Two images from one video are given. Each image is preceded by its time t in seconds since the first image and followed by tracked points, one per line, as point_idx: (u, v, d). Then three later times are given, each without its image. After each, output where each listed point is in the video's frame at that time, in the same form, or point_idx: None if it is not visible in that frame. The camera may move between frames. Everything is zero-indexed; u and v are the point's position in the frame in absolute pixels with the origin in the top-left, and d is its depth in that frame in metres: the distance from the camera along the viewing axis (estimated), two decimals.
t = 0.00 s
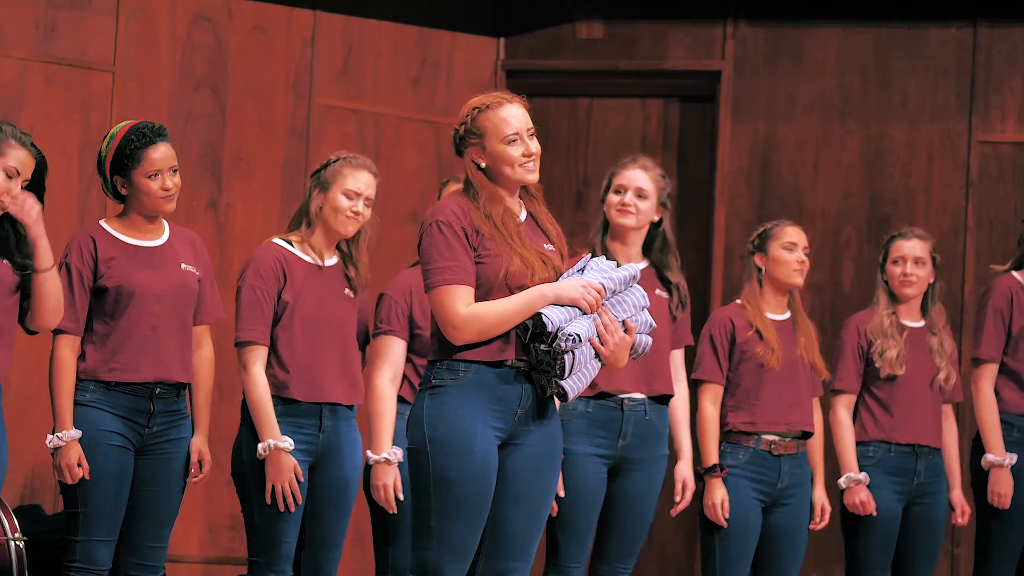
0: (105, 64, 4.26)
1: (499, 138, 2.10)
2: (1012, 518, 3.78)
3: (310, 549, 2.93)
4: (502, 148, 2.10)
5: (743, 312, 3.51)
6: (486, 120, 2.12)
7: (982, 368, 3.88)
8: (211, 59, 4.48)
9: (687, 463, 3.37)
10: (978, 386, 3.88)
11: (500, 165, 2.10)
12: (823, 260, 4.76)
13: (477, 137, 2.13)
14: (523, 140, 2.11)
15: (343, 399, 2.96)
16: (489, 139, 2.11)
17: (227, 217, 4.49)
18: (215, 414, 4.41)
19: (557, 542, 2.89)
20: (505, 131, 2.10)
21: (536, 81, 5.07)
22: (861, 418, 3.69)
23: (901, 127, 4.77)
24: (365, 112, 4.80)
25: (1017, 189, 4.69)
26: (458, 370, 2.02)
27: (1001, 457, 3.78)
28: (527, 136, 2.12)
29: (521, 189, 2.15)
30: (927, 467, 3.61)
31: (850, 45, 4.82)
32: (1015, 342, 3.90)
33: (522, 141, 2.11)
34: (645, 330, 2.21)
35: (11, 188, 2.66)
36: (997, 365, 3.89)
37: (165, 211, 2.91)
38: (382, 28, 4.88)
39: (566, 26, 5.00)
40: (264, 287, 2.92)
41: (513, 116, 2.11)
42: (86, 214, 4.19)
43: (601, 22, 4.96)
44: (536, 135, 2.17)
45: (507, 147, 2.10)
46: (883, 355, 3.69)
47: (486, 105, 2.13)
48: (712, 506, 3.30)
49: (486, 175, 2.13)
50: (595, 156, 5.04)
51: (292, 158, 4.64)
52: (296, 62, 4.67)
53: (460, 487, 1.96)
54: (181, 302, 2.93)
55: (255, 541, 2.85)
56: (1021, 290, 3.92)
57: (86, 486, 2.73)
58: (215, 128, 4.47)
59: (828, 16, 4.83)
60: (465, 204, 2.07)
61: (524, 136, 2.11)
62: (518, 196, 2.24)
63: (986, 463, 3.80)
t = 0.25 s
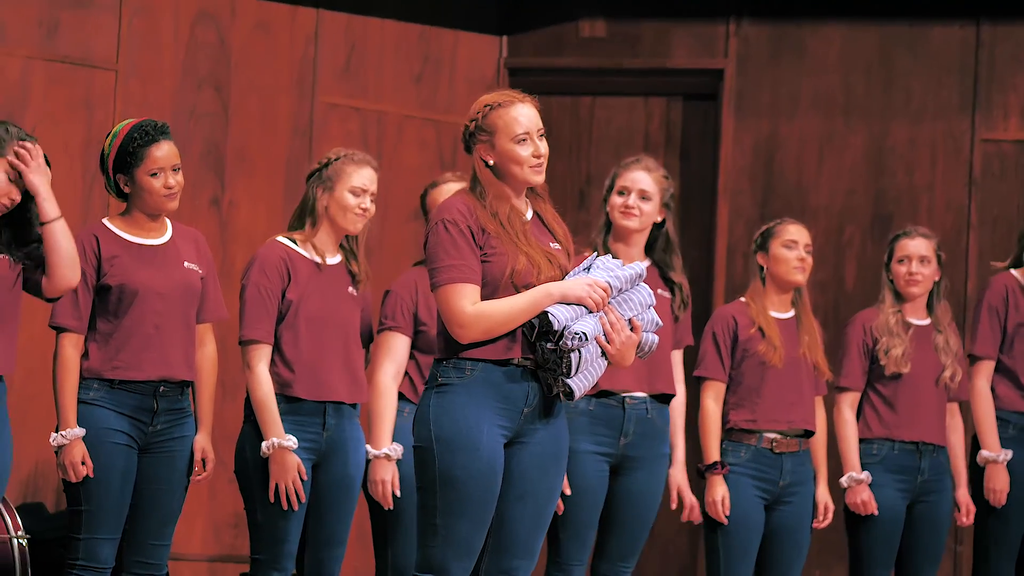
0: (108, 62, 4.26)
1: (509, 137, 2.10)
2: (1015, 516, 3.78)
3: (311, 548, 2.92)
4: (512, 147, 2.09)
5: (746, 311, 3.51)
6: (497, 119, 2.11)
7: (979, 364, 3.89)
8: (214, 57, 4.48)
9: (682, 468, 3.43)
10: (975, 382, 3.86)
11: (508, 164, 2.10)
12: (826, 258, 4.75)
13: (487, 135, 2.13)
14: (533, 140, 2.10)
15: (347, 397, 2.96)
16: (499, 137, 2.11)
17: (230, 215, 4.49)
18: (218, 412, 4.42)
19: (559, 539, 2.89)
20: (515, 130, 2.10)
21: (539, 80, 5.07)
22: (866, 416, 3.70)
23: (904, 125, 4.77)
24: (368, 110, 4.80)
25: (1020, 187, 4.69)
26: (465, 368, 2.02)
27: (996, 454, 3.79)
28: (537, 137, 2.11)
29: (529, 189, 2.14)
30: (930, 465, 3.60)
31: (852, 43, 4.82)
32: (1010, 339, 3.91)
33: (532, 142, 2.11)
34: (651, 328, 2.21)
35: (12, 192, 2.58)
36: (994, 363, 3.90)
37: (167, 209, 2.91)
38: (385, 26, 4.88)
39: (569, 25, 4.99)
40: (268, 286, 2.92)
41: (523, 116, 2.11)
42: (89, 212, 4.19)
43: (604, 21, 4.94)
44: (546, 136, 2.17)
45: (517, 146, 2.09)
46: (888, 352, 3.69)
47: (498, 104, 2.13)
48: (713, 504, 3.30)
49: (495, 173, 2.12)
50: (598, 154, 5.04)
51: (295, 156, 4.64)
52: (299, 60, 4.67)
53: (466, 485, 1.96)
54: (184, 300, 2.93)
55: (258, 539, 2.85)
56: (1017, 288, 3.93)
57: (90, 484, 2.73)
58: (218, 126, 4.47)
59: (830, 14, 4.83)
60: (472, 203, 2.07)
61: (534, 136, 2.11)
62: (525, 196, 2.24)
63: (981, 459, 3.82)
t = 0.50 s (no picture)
0: (110, 56, 4.25)
1: (519, 134, 2.09)
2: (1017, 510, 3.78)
3: (313, 541, 2.92)
4: (519, 144, 2.09)
5: (749, 304, 3.51)
6: (507, 114, 2.11)
7: (976, 355, 3.91)
8: (217, 51, 4.48)
9: (683, 460, 3.42)
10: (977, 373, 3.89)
11: (514, 160, 2.10)
12: (829, 252, 4.75)
13: (496, 128, 2.12)
14: (541, 139, 2.10)
15: (350, 390, 2.96)
16: (508, 132, 2.11)
17: (232, 208, 4.49)
18: (221, 405, 4.42)
19: (563, 532, 2.95)
20: (525, 127, 2.10)
21: (541, 73, 5.06)
22: (871, 408, 3.70)
23: (906, 119, 4.76)
24: (370, 104, 4.80)
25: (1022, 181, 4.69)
26: (467, 362, 2.02)
27: (990, 443, 3.81)
28: (546, 136, 2.11)
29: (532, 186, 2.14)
30: (937, 459, 3.60)
31: (855, 37, 4.81)
32: (1006, 333, 3.92)
33: (540, 140, 2.11)
34: (653, 321, 2.20)
35: (15, 186, 2.50)
36: (990, 355, 3.93)
37: (168, 203, 2.91)
38: (387, 20, 4.87)
39: (571, 18, 4.99)
40: (271, 280, 2.93)
41: (535, 114, 2.11)
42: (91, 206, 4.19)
43: (606, 14, 4.95)
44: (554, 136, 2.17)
45: (525, 144, 2.09)
46: (895, 346, 3.68)
47: (509, 98, 2.13)
48: (715, 497, 3.31)
49: (501, 167, 2.12)
50: (601, 148, 5.03)
51: (297, 150, 4.64)
52: (302, 54, 4.67)
53: (468, 479, 1.96)
54: (187, 294, 2.93)
55: (258, 531, 2.86)
56: (1016, 282, 3.93)
57: (92, 478, 2.73)
58: (220, 120, 4.47)
59: (832, 8, 4.82)
60: (474, 196, 2.07)
61: (543, 135, 2.10)
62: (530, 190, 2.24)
63: (976, 449, 3.84)
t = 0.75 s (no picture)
0: (112, 49, 4.25)
1: (520, 124, 2.08)
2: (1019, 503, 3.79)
3: (315, 534, 2.93)
4: (520, 134, 2.08)
5: (752, 297, 3.50)
6: (510, 103, 2.10)
7: (977, 347, 3.90)
8: (219, 44, 4.47)
9: (685, 450, 3.39)
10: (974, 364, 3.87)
11: (515, 150, 2.09)
12: (831, 245, 4.75)
13: (498, 117, 2.11)
14: (543, 130, 2.09)
15: (353, 381, 2.97)
16: (510, 122, 2.10)
17: (234, 201, 4.49)
18: (223, 398, 4.43)
19: (566, 528, 2.97)
20: (527, 118, 2.09)
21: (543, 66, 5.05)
22: (878, 400, 3.69)
23: (909, 111, 4.76)
24: (373, 97, 4.80)
25: None
26: (467, 355, 2.02)
27: (988, 437, 3.82)
28: (547, 127, 2.10)
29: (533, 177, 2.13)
30: (943, 452, 3.61)
31: (858, 30, 4.80)
32: (1008, 325, 3.92)
33: (542, 132, 2.10)
34: (654, 315, 2.21)
35: (16, 170, 2.44)
36: (993, 347, 3.92)
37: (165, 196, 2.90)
38: (389, 13, 4.86)
39: (573, 12, 4.99)
40: (274, 272, 2.93)
41: (536, 105, 2.10)
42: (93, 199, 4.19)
43: (608, 7, 4.95)
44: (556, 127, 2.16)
45: (526, 134, 2.08)
46: (903, 341, 3.67)
47: (513, 88, 2.12)
48: (718, 491, 3.30)
49: (502, 156, 2.11)
50: (603, 140, 5.02)
51: (299, 143, 4.64)
52: (304, 47, 4.66)
53: (468, 472, 1.97)
54: (189, 287, 2.93)
55: (258, 525, 2.87)
56: (1018, 274, 3.94)
57: (95, 471, 2.74)
58: (222, 112, 4.47)
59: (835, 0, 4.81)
60: (474, 187, 2.07)
61: (544, 126, 2.10)
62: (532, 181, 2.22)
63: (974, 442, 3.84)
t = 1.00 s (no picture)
0: (116, 44, 4.25)
1: (520, 120, 2.08)
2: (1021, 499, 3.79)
3: (317, 530, 2.93)
4: (520, 131, 2.08)
5: (756, 293, 3.50)
6: (509, 100, 2.10)
7: (980, 345, 3.89)
8: (222, 40, 4.47)
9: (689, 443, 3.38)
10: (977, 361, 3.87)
11: (515, 147, 2.09)
12: (834, 241, 4.74)
13: (497, 114, 2.11)
14: (543, 126, 2.09)
15: (355, 376, 2.96)
16: (509, 118, 2.10)
17: (237, 196, 4.49)
18: (226, 394, 4.43)
19: (571, 523, 2.94)
20: (526, 113, 2.09)
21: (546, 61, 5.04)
22: (881, 398, 3.69)
23: (912, 108, 4.75)
24: (375, 93, 4.79)
25: None
26: (467, 351, 2.02)
27: (994, 435, 3.82)
28: (547, 122, 2.10)
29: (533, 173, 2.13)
30: (946, 448, 3.61)
31: (861, 26, 4.80)
32: (1013, 320, 3.91)
33: (542, 127, 2.10)
34: (654, 311, 2.21)
35: (23, 154, 2.41)
36: (998, 343, 3.91)
37: (163, 193, 2.90)
38: (392, 9, 4.86)
39: (576, 7, 4.98)
40: (276, 268, 2.92)
41: (535, 100, 2.10)
42: (96, 194, 4.19)
43: (612, 3, 4.94)
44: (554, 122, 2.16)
45: (526, 130, 2.08)
46: (907, 339, 3.66)
47: (511, 84, 2.11)
48: (723, 487, 3.30)
49: (502, 153, 2.11)
50: (606, 136, 5.01)
51: (302, 139, 4.63)
52: (307, 43, 4.65)
53: (469, 468, 1.97)
54: (193, 282, 2.93)
55: (261, 521, 2.87)
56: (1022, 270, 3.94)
57: (98, 466, 2.74)
58: (226, 108, 4.47)
59: None
60: (475, 183, 2.07)
61: (544, 122, 2.10)
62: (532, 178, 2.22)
63: (979, 440, 3.84)
